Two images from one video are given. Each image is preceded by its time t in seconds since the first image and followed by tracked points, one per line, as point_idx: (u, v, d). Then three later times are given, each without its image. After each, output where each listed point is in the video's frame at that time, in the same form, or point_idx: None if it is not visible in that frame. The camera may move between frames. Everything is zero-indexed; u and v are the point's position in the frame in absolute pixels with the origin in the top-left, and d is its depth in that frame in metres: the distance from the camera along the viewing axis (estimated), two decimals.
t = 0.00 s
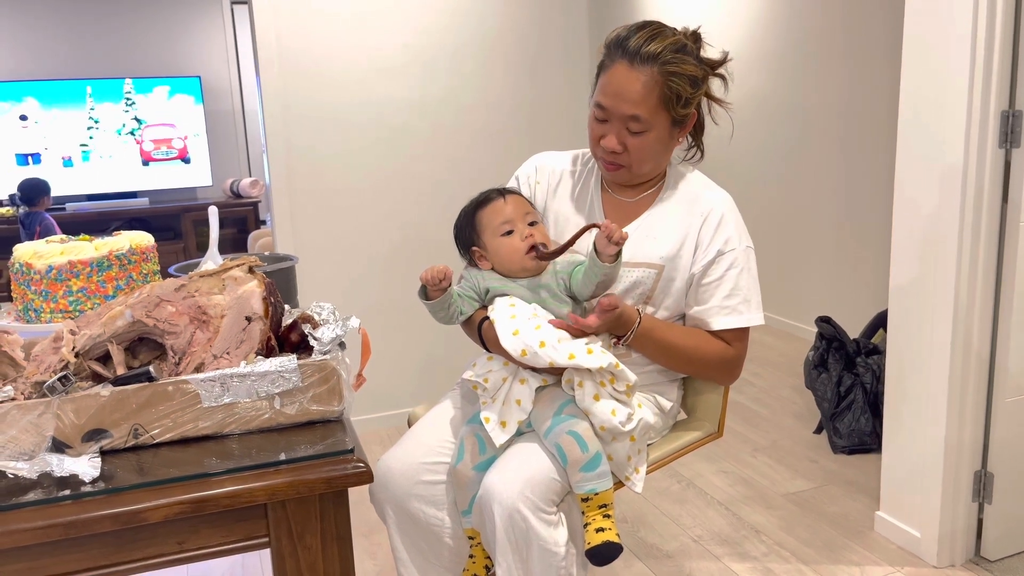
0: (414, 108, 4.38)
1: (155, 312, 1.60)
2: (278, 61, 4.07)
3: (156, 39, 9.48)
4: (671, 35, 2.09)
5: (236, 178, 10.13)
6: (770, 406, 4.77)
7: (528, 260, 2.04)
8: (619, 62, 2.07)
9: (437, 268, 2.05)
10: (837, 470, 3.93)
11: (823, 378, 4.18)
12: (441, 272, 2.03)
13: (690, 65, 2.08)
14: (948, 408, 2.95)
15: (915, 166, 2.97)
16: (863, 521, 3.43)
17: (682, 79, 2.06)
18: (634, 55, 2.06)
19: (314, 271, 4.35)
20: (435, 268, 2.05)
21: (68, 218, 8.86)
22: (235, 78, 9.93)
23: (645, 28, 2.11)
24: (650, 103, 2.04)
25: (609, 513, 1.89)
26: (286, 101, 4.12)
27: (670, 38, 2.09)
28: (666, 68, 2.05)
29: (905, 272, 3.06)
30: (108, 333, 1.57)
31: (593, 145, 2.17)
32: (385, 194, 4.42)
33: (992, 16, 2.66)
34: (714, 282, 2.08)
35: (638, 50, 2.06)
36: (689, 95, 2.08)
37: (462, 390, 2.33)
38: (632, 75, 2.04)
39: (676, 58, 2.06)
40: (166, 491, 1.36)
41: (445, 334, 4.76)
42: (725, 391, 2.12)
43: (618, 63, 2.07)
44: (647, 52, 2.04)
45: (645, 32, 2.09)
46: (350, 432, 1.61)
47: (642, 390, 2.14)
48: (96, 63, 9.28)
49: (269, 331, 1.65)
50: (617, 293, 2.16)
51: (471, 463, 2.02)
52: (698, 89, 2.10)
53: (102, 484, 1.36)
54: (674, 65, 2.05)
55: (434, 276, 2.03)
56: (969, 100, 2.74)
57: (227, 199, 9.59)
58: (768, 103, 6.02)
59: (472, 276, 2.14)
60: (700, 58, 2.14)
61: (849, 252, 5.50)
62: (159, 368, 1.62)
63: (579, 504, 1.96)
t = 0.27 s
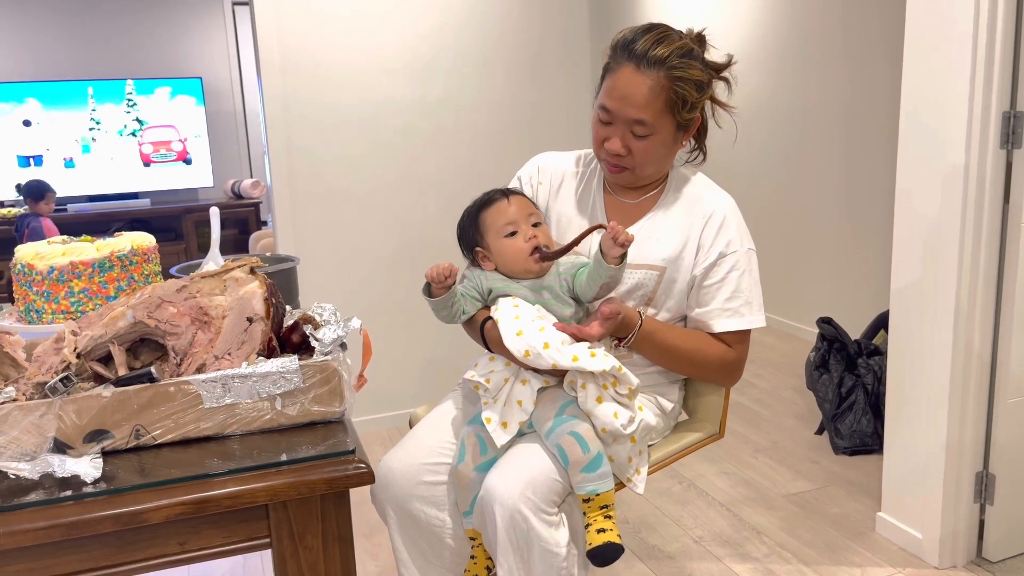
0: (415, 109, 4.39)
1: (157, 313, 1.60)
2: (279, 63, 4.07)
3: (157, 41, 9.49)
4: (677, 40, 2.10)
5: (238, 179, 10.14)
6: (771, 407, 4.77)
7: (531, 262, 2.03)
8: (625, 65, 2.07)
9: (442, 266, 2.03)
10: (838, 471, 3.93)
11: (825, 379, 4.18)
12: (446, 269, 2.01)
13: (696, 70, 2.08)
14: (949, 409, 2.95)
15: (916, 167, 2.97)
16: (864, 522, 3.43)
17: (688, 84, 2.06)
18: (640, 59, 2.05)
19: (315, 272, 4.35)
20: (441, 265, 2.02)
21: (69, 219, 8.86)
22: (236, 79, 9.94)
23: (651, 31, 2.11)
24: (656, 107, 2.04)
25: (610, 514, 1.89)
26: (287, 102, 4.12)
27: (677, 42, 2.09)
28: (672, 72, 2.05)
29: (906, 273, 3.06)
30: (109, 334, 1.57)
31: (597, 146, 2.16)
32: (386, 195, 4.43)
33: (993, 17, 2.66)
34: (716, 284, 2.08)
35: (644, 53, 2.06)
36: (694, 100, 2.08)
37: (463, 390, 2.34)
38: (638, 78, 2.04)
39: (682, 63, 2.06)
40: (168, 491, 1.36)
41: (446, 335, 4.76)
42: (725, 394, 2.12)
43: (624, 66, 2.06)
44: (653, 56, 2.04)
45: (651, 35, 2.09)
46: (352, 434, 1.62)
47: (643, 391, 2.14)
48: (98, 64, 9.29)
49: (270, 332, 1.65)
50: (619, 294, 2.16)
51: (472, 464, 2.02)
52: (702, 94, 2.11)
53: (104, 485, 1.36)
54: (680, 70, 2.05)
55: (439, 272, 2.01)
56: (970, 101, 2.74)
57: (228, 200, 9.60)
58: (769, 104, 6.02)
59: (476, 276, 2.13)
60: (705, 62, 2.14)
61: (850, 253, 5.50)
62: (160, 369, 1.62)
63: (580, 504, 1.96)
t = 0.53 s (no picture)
0: (415, 110, 4.39)
1: (157, 315, 1.60)
2: (280, 64, 4.08)
3: (157, 42, 9.49)
4: (684, 45, 2.09)
5: (238, 181, 10.14)
6: (771, 408, 4.77)
7: (537, 263, 2.02)
8: (631, 69, 2.06)
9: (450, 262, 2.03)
10: (839, 472, 3.92)
11: (825, 380, 4.18)
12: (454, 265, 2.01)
13: (702, 76, 2.07)
14: (950, 411, 2.95)
15: (916, 169, 2.97)
16: (865, 524, 3.43)
17: (693, 91, 2.06)
18: (646, 64, 2.05)
19: (316, 273, 4.36)
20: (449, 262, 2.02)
21: (69, 221, 8.87)
22: (236, 80, 9.95)
23: (658, 35, 2.11)
24: (660, 113, 2.04)
25: (611, 515, 1.89)
26: (288, 104, 4.13)
27: (683, 48, 2.09)
28: (677, 78, 2.04)
29: (907, 274, 3.06)
30: (110, 336, 1.58)
31: (600, 149, 2.16)
32: (387, 197, 4.43)
33: (993, 19, 2.66)
34: (717, 287, 2.08)
35: (650, 59, 2.05)
36: (699, 106, 2.08)
37: (464, 391, 2.34)
38: (644, 83, 2.03)
39: (688, 69, 2.05)
40: (168, 493, 1.36)
41: (446, 336, 4.76)
42: (726, 397, 2.11)
43: (630, 71, 2.06)
44: (660, 62, 2.04)
45: (657, 40, 2.09)
46: (352, 436, 1.61)
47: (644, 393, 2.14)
48: (98, 65, 9.30)
49: (271, 333, 1.65)
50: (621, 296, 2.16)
51: (473, 465, 2.02)
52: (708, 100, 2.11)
53: (104, 487, 1.36)
54: (686, 76, 2.05)
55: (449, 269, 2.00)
56: (970, 102, 2.74)
57: (229, 202, 9.60)
58: (770, 105, 6.03)
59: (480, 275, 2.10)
60: (711, 68, 2.14)
61: (851, 254, 5.50)
62: (160, 371, 1.62)
63: (580, 506, 1.97)
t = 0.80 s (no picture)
0: (414, 112, 4.39)
1: (157, 318, 1.60)
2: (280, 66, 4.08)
3: (157, 44, 9.49)
4: (694, 57, 2.09)
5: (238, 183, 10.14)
6: (771, 410, 4.77)
7: (542, 264, 1.99)
8: (641, 78, 2.06)
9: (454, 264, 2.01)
10: (838, 474, 3.92)
11: (824, 382, 4.19)
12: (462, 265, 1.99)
13: (711, 89, 2.07)
14: (949, 412, 2.95)
15: (915, 171, 2.97)
16: (864, 526, 3.43)
17: (702, 104, 2.06)
18: (656, 74, 2.04)
19: (315, 276, 4.36)
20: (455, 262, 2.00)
21: (68, 223, 8.86)
22: (236, 82, 9.95)
23: (668, 44, 2.10)
24: (667, 123, 2.04)
25: (610, 518, 1.89)
26: (287, 106, 4.13)
27: (693, 59, 2.08)
28: (686, 90, 2.04)
29: (906, 276, 3.06)
30: (109, 338, 1.57)
31: (603, 154, 2.15)
32: (386, 199, 4.43)
33: (991, 21, 2.66)
34: (717, 293, 2.08)
35: (661, 69, 2.04)
36: (706, 119, 2.08)
37: (463, 394, 2.33)
38: (653, 93, 2.03)
39: (697, 81, 2.05)
40: (167, 496, 1.36)
41: (446, 338, 4.76)
42: (726, 401, 2.11)
43: (640, 80, 2.05)
44: (670, 73, 2.03)
45: (668, 50, 2.08)
46: (351, 438, 1.62)
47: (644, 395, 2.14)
48: (97, 68, 9.30)
49: (270, 336, 1.65)
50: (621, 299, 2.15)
51: (472, 468, 2.02)
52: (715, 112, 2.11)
53: (103, 489, 1.36)
54: (695, 88, 2.05)
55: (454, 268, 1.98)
56: (969, 104, 2.74)
57: (228, 204, 9.60)
58: (769, 107, 6.03)
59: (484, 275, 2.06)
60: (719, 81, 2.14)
61: (850, 256, 5.50)
62: (160, 373, 1.61)
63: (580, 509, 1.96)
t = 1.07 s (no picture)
0: (412, 116, 4.39)
1: (154, 321, 1.59)
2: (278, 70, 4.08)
3: (154, 48, 9.49)
4: (711, 78, 2.05)
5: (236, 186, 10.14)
6: (768, 413, 4.77)
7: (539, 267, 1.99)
8: (655, 93, 2.02)
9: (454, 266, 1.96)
10: (836, 477, 3.93)
11: (822, 385, 4.19)
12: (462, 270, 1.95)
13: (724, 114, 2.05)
14: (947, 415, 2.96)
15: (913, 174, 2.98)
16: (862, 529, 3.43)
17: (713, 128, 2.03)
18: (672, 91, 2.01)
19: (313, 279, 4.35)
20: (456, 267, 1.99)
21: (66, 226, 8.85)
22: (234, 85, 9.96)
23: (687, 61, 2.06)
24: (675, 140, 2.02)
25: (608, 523, 1.89)
26: (285, 109, 4.13)
27: (709, 80, 2.05)
28: (698, 109, 2.01)
29: (903, 279, 3.07)
30: (107, 342, 1.57)
31: (606, 161, 2.13)
32: (384, 202, 4.43)
33: (988, 24, 2.67)
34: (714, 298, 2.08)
35: (677, 87, 2.01)
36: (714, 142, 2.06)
37: (460, 398, 2.32)
38: (665, 108, 2.01)
39: (711, 103, 2.02)
40: (165, 500, 1.36)
41: (444, 342, 4.76)
42: (722, 407, 2.11)
43: (654, 95, 2.02)
44: (685, 93, 2.00)
45: (686, 68, 2.04)
46: (349, 442, 1.61)
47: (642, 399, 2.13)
48: (95, 71, 9.30)
49: (268, 340, 1.65)
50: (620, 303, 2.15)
51: (469, 472, 2.02)
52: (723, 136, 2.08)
53: (101, 494, 1.36)
54: (708, 110, 2.01)
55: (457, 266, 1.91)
56: (966, 108, 2.74)
57: (226, 207, 9.60)
58: (766, 110, 6.04)
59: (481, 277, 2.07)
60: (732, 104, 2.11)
61: (848, 259, 5.51)
62: (158, 377, 1.61)
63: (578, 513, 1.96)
